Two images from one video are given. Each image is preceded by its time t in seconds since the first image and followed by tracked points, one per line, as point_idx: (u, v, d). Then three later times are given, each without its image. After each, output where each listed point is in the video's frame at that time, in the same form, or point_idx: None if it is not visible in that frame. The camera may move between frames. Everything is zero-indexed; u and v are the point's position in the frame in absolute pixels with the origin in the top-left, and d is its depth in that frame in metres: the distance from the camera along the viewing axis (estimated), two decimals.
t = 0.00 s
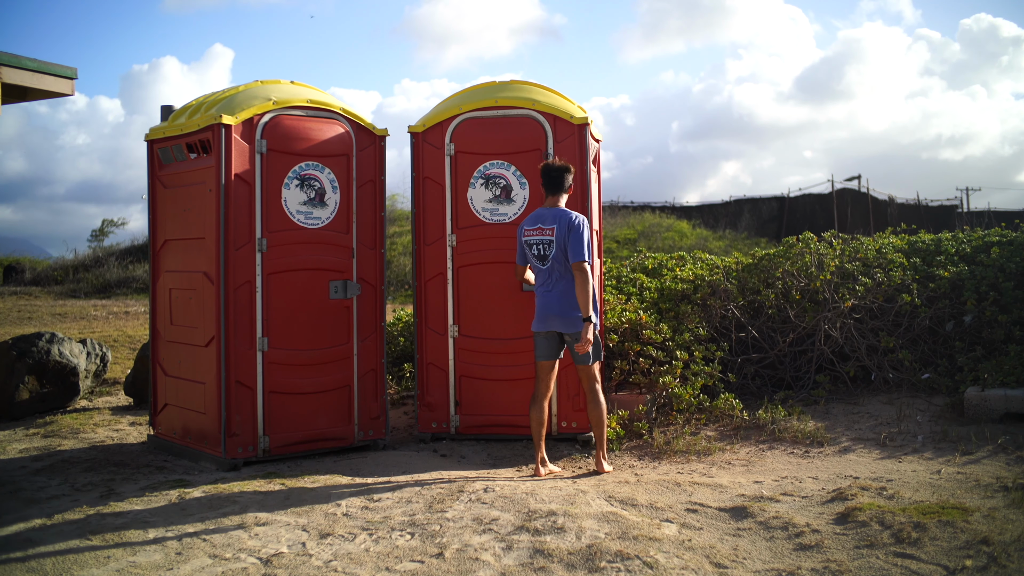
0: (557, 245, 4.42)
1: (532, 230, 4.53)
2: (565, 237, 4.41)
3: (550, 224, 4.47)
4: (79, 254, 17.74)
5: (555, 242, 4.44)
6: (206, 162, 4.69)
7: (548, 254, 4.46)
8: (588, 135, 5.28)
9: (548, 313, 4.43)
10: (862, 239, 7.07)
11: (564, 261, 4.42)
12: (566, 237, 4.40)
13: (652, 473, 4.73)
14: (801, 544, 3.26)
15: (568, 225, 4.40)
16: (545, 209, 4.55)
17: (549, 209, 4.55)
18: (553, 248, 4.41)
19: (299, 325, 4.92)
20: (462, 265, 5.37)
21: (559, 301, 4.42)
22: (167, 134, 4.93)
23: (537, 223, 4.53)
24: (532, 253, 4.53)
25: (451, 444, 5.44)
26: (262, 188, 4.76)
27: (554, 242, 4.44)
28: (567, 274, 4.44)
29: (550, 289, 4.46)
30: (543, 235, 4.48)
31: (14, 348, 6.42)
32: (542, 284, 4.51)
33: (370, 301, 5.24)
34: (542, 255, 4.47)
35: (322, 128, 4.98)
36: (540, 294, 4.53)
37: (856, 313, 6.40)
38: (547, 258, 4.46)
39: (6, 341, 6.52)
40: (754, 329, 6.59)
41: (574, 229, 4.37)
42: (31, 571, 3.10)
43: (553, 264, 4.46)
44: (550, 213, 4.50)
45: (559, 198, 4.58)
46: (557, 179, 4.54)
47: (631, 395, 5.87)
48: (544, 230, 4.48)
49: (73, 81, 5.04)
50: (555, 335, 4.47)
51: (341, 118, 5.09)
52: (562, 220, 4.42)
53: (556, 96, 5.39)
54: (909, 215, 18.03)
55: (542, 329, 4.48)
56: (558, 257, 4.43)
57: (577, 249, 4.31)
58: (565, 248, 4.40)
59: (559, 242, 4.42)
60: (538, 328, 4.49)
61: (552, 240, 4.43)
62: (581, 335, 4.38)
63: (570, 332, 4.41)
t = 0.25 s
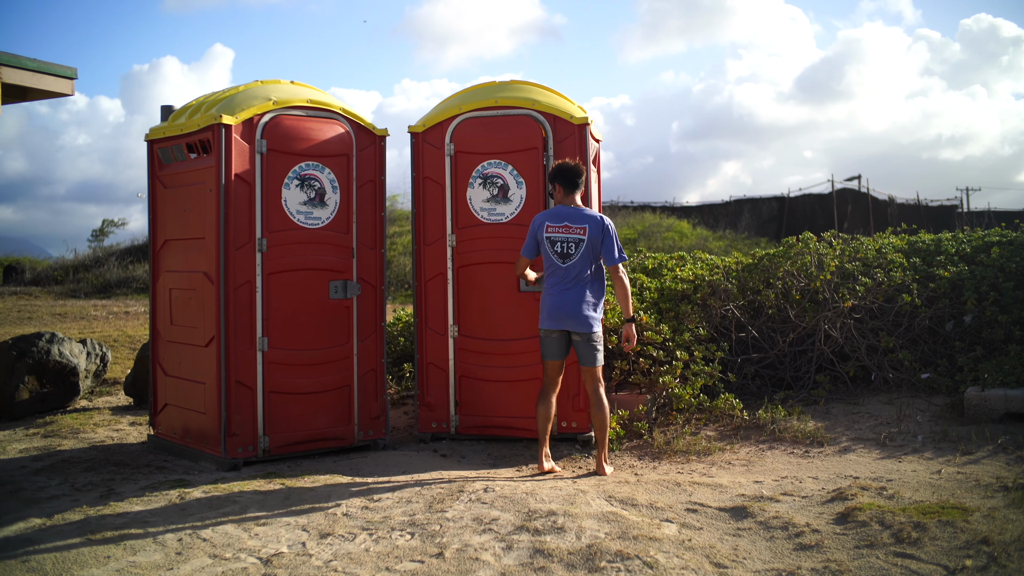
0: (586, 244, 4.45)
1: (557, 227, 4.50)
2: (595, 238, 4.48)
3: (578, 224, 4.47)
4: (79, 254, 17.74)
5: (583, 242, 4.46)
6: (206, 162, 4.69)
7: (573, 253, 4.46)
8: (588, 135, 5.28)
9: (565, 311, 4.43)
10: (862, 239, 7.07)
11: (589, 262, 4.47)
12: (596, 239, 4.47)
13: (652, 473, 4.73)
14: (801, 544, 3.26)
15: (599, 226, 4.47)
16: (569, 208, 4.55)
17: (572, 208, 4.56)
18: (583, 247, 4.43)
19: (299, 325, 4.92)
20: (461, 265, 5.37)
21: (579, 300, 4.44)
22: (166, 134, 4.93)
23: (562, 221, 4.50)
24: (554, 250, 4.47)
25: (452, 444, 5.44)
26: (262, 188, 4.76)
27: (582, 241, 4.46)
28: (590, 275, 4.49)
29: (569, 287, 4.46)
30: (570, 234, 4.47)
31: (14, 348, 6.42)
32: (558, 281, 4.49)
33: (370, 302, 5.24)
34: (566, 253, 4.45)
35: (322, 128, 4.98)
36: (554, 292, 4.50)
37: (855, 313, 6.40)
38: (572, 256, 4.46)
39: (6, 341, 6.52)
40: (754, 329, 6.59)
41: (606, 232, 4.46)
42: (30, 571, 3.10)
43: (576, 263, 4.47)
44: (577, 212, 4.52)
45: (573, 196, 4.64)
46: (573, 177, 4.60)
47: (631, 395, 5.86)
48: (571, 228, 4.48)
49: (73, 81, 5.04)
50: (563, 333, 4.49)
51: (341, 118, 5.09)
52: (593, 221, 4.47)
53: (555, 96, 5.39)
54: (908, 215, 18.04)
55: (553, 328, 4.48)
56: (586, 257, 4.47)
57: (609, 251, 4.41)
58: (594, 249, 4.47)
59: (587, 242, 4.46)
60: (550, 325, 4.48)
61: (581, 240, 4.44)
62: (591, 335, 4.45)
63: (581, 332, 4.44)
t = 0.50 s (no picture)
0: (596, 245, 4.52)
1: (569, 227, 4.50)
2: (604, 240, 4.57)
3: (588, 224, 4.53)
4: (79, 254, 17.75)
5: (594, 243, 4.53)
6: (206, 162, 4.69)
7: (585, 253, 4.50)
8: (588, 135, 5.28)
9: (572, 310, 4.44)
10: (862, 239, 7.08)
11: (597, 263, 4.53)
12: (606, 240, 4.57)
13: (652, 473, 4.73)
14: (801, 545, 3.26)
15: (607, 227, 4.58)
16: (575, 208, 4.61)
17: (578, 209, 4.61)
18: (595, 248, 4.50)
19: (299, 325, 4.92)
20: (461, 265, 5.36)
21: (590, 300, 4.47)
22: (167, 134, 4.93)
23: (573, 221, 4.53)
24: (565, 249, 4.48)
25: (451, 444, 5.44)
26: (262, 188, 4.76)
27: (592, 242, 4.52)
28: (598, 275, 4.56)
29: (576, 287, 4.48)
30: (582, 235, 4.51)
31: (14, 348, 6.42)
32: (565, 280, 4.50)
33: (370, 302, 5.24)
34: (579, 253, 4.48)
35: (322, 128, 4.98)
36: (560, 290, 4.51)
37: (856, 313, 6.40)
38: (583, 256, 4.49)
39: (6, 341, 6.52)
40: (753, 329, 6.59)
41: (613, 233, 4.60)
42: (30, 571, 3.10)
43: (586, 264, 4.50)
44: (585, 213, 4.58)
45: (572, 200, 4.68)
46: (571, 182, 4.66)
47: (631, 395, 5.85)
48: (581, 229, 4.52)
49: (73, 81, 5.04)
50: (564, 332, 4.51)
51: (341, 118, 5.09)
52: (601, 223, 4.58)
53: (555, 96, 5.39)
54: (909, 215, 18.04)
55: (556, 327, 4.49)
56: (595, 257, 4.53)
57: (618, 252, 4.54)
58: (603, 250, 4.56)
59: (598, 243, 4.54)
60: (555, 325, 4.47)
61: (592, 241, 4.50)
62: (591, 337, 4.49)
63: (585, 332, 4.47)
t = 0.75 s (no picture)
0: (586, 247, 4.60)
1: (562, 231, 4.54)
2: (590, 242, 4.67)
3: (577, 227, 4.60)
4: (79, 254, 17.75)
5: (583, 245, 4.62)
6: (206, 162, 4.69)
7: (578, 256, 4.57)
8: (588, 135, 5.27)
9: (569, 314, 4.47)
10: (862, 239, 7.08)
11: (587, 266, 4.60)
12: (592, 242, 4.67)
13: (652, 473, 4.73)
14: (801, 544, 3.26)
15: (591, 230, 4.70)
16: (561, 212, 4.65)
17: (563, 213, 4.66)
18: (586, 250, 4.58)
19: (299, 325, 4.91)
20: (461, 265, 5.31)
21: (584, 302, 4.53)
22: (167, 134, 4.93)
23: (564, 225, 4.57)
24: (560, 253, 4.50)
25: (451, 444, 5.44)
26: (262, 188, 4.75)
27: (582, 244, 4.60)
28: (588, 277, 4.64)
29: (569, 289, 4.51)
30: (573, 238, 4.57)
31: (14, 348, 6.42)
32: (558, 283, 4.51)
33: (370, 302, 5.24)
34: (572, 257, 4.52)
35: (322, 128, 4.98)
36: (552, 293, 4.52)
37: (856, 313, 6.40)
38: (576, 259, 4.55)
39: (6, 341, 6.51)
40: (754, 329, 6.59)
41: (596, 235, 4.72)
42: (30, 571, 3.10)
43: (579, 266, 4.56)
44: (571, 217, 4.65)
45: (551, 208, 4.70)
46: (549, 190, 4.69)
47: (631, 395, 5.85)
48: (572, 232, 4.59)
49: (73, 81, 5.04)
50: (557, 337, 4.53)
51: (341, 118, 5.09)
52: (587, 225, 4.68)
53: (556, 96, 5.39)
54: (908, 215, 18.04)
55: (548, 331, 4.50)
56: (585, 259, 4.60)
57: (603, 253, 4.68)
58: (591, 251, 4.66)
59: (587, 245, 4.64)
60: (553, 330, 4.47)
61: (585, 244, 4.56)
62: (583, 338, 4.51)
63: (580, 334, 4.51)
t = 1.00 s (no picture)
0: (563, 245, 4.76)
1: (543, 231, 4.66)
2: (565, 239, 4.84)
3: (554, 226, 4.74)
4: (79, 254, 17.74)
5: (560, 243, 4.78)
6: (206, 162, 4.69)
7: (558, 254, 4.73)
8: (588, 135, 5.27)
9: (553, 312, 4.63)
10: (862, 239, 7.07)
11: (565, 263, 4.76)
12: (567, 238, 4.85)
13: (652, 473, 4.72)
14: (801, 544, 3.26)
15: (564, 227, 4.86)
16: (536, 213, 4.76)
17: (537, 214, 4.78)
18: (564, 247, 4.74)
19: (299, 325, 4.91)
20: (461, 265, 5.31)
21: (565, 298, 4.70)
22: (167, 134, 4.93)
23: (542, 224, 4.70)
24: (541, 253, 4.62)
25: (451, 444, 5.43)
26: (262, 188, 4.75)
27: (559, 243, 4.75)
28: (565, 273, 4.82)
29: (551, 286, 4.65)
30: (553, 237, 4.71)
31: (14, 348, 6.41)
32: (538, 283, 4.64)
33: (370, 302, 5.24)
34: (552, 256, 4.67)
35: (322, 128, 4.98)
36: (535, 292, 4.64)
37: (855, 313, 6.40)
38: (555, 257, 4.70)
39: (6, 341, 6.51)
40: (753, 329, 6.59)
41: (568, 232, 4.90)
42: (30, 571, 3.10)
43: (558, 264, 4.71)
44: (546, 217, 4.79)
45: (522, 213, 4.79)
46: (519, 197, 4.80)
47: (631, 395, 5.85)
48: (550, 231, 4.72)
49: (73, 81, 5.04)
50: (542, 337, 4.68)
51: (341, 118, 5.09)
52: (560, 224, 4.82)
53: (556, 96, 5.39)
54: (909, 215, 18.04)
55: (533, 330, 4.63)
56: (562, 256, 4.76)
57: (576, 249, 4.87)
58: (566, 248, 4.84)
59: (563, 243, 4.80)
60: (541, 329, 4.61)
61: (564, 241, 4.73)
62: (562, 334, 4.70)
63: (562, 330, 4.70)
